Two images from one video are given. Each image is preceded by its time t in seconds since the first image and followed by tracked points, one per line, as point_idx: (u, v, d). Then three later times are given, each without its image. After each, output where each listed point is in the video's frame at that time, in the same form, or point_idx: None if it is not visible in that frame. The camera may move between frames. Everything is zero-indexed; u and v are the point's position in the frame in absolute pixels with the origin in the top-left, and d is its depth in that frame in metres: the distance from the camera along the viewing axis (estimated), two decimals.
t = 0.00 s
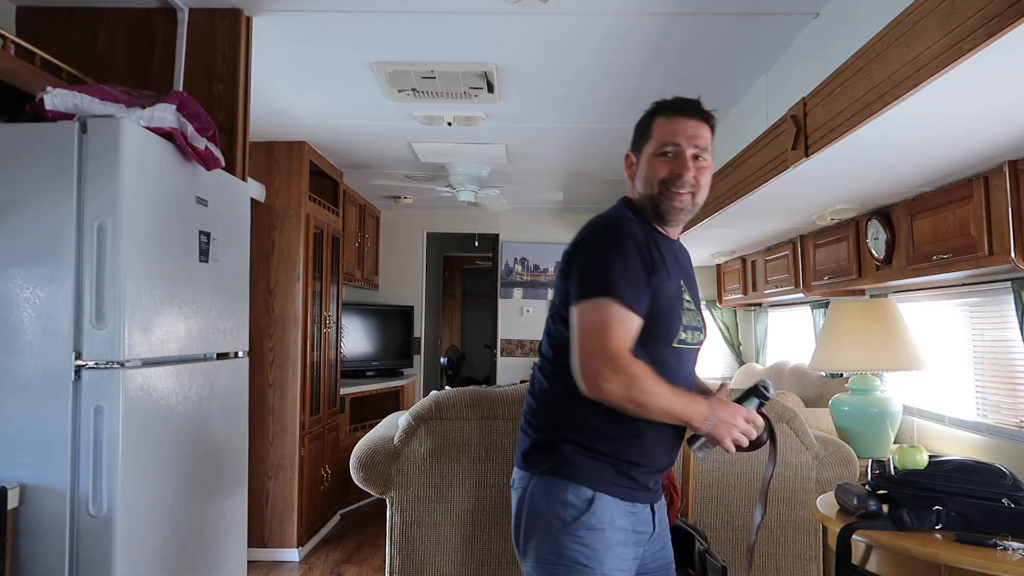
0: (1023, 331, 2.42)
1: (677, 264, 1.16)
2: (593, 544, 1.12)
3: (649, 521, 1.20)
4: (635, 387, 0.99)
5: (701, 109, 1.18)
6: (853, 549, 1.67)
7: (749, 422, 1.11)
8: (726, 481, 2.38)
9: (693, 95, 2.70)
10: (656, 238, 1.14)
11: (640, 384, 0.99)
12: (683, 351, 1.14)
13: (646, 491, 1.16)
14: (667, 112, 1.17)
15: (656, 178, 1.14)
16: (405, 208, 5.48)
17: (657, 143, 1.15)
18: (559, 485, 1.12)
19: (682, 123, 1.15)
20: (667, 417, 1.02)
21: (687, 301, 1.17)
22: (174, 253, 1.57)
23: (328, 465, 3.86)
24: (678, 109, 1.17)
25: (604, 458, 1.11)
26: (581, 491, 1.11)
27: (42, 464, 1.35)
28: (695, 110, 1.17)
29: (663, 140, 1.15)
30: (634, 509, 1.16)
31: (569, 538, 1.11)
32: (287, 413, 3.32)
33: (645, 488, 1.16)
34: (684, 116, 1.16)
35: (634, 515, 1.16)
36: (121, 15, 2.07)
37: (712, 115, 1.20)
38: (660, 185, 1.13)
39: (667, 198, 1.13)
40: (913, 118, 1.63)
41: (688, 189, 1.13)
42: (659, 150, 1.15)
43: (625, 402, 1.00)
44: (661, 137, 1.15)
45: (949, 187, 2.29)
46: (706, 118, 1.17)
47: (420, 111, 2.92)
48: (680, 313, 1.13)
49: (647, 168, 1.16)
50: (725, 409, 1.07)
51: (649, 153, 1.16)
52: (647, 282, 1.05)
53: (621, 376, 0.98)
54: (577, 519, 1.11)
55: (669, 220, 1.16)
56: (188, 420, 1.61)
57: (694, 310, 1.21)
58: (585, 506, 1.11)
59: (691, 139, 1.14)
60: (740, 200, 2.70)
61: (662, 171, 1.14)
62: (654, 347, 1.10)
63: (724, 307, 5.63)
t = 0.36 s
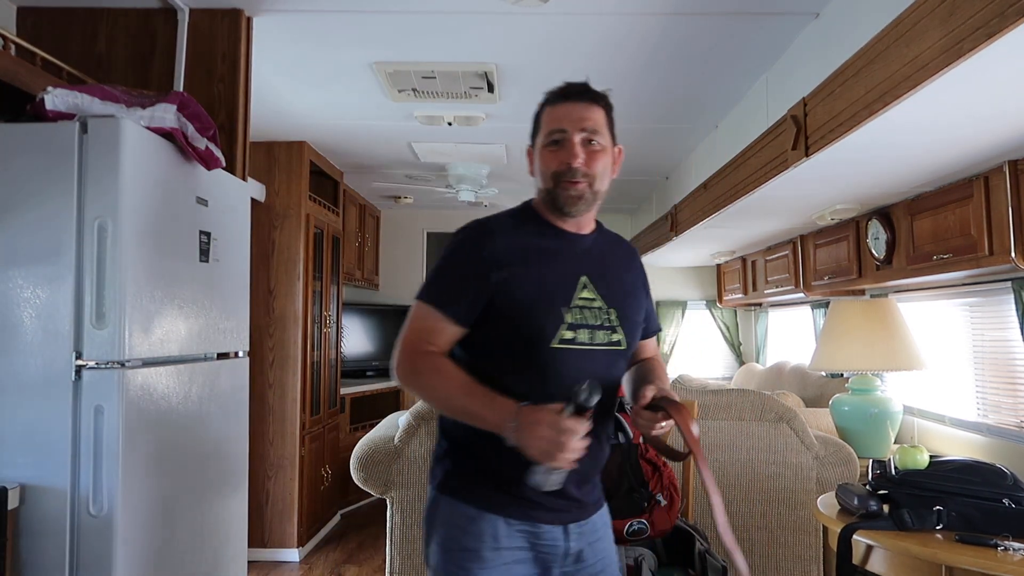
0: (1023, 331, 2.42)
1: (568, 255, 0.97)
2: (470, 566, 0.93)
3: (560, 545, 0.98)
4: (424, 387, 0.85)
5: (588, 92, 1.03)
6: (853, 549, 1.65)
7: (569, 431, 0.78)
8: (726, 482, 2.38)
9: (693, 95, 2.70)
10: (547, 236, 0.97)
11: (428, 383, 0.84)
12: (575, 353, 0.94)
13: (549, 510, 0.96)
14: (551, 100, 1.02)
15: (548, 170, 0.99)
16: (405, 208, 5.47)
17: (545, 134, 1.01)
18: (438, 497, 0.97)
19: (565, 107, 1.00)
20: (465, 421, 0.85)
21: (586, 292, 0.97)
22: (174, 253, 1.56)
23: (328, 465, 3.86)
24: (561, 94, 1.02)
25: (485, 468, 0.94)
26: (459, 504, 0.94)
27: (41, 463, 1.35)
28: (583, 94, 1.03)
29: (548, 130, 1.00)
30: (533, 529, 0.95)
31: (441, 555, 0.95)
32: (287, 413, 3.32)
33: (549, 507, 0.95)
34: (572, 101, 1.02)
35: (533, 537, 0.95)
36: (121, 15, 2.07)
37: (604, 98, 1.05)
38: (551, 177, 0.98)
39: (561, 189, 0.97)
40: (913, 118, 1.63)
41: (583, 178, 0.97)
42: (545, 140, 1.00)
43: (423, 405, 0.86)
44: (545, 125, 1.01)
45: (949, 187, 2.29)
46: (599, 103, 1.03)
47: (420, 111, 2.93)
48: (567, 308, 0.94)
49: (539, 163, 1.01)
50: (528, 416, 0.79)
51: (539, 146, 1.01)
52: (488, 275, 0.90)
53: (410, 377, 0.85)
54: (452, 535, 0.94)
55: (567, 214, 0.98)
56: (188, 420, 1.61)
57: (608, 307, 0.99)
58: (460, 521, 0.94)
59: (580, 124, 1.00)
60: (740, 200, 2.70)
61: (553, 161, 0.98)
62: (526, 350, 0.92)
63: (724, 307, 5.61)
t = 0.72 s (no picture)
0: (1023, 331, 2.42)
1: (474, 240, 0.99)
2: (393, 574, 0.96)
3: (485, 550, 0.95)
4: (324, 376, 0.99)
5: (505, 62, 1.04)
6: (853, 548, 1.65)
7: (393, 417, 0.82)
8: (726, 482, 2.38)
9: (693, 95, 2.70)
10: (459, 223, 1.00)
11: (327, 370, 0.99)
12: (475, 338, 0.94)
13: (468, 516, 0.94)
14: (462, 72, 1.03)
15: (459, 145, 1.00)
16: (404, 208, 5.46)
17: (456, 109, 1.02)
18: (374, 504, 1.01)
19: (481, 80, 1.01)
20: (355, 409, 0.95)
21: (492, 277, 0.97)
22: (173, 253, 1.56)
23: (328, 465, 3.86)
24: (476, 65, 1.03)
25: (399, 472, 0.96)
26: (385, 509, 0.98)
27: (41, 463, 1.35)
28: (500, 64, 1.03)
29: (462, 103, 1.01)
30: (452, 534, 0.94)
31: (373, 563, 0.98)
32: (287, 413, 3.32)
33: (466, 509, 0.94)
34: (481, 71, 1.02)
35: (455, 544, 0.95)
36: (121, 15, 2.07)
37: (522, 71, 1.06)
38: (464, 152, 0.99)
39: (474, 165, 0.98)
40: (913, 118, 1.63)
41: (494, 152, 0.98)
42: (459, 112, 1.01)
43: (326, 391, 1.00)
44: (461, 97, 1.02)
45: (949, 187, 2.29)
46: (510, 72, 1.03)
47: (420, 111, 2.93)
48: (463, 293, 0.95)
49: (452, 138, 1.02)
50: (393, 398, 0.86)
51: (451, 121, 1.03)
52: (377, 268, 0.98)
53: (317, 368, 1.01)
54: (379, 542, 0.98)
55: (483, 188, 0.99)
56: (188, 420, 1.61)
57: (519, 287, 0.98)
58: (384, 527, 0.98)
59: (490, 95, 1.01)
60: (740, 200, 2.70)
61: (463, 136, 0.99)
62: (423, 336, 0.95)
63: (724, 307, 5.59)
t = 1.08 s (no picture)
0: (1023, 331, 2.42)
1: (461, 239, 0.98)
2: None
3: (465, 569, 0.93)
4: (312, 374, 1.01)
5: (506, 50, 1.03)
6: (853, 548, 1.65)
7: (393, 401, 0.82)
8: (726, 481, 2.39)
9: (693, 95, 2.70)
10: (448, 219, 1.01)
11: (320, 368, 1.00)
12: (456, 341, 0.94)
13: (450, 531, 0.92)
14: (461, 60, 1.02)
15: (456, 134, 0.99)
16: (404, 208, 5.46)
17: (454, 97, 1.01)
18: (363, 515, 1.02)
19: (480, 69, 1.00)
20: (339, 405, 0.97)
21: (478, 278, 0.96)
22: (173, 254, 1.56)
23: (328, 465, 3.86)
24: (476, 54, 1.02)
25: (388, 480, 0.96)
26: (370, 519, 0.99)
27: (41, 463, 1.35)
28: (500, 53, 1.02)
29: (461, 92, 1.00)
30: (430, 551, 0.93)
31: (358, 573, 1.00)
32: (287, 413, 3.32)
33: (444, 525, 0.92)
34: (481, 58, 1.01)
35: (434, 558, 0.93)
36: (121, 14, 2.07)
37: (523, 59, 1.05)
38: (461, 142, 0.98)
39: (471, 157, 0.97)
40: (913, 117, 1.63)
41: (491, 142, 0.97)
42: (458, 101, 1.00)
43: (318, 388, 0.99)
44: (460, 86, 1.01)
45: (949, 187, 2.29)
46: (510, 60, 1.02)
47: (420, 111, 2.93)
48: (445, 295, 0.95)
49: (448, 126, 1.01)
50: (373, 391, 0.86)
51: (449, 110, 1.02)
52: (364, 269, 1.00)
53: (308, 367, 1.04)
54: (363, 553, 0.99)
55: (479, 180, 0.98)
56: (188, 420, 1.61)
57: (505, 288, 0.96)
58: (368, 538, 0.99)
59: (489, 84, 1.00)
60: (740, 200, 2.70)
61: (461, 125, 0.98)
62: (405, 336, 0.95)
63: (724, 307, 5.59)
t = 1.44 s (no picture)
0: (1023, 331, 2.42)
1: (497, 227, 0.90)
2: None
3: None
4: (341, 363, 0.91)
5: (568, 23, 0.95)
6: (853, 548, 1.65)
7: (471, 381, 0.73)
8: (726, 481, 2.38)
9: (693, 95, 2.71)
10: (486, 205, 0.93)
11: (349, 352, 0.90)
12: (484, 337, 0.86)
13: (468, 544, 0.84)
14: (519, 32, 0.95)
15: (508, 110, 0.90)
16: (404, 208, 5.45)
17: (510, 71, 0.93)
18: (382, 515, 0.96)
19: (540, 43, 0.92)
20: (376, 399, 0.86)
21: (514, 269, 0.88)
22: (173, 253, 1.56)
23: (328, 465, 3.86)
24: (536, 26, 0.94)
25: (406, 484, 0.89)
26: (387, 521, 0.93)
27: (41, 463, 1.35)
28: (561, 29, 0.94)
29: (519, 67, 0.92)
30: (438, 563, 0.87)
31: None
32: (287, 413, 3.32)
33: (459, 534, 0.84)
34: (541, 31, 0.94)
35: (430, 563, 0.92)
36: (120, 14, 2.07)
37: (585, 36, 0.97)
38: (514, 119, 0.89)
39: (523, 136, 0.88)
40: (914, 117, 1.62)
41: (546, 121, 0.88)
42: (514, 74, 0.92)
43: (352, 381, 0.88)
44: (518, 59, 0.93)
45: (949, 187, 2.29)
46: (571, 35, 0.94)
47: (420, 111, 2.93)
48: (477, 286, 0.87)
49: (500, 101, 0.92)
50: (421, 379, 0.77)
51: (501, 85, 0.93)
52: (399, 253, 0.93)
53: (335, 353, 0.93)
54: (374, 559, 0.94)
55: (529, 162, 0.89)
56: (188, 419, 1.61)
57: (542, 281, 0.87)
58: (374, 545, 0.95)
59: (549, 58, 0.91)
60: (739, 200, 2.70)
61: (514, 100, 0.90)
62: (434, 329, 0.87)
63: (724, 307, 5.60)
